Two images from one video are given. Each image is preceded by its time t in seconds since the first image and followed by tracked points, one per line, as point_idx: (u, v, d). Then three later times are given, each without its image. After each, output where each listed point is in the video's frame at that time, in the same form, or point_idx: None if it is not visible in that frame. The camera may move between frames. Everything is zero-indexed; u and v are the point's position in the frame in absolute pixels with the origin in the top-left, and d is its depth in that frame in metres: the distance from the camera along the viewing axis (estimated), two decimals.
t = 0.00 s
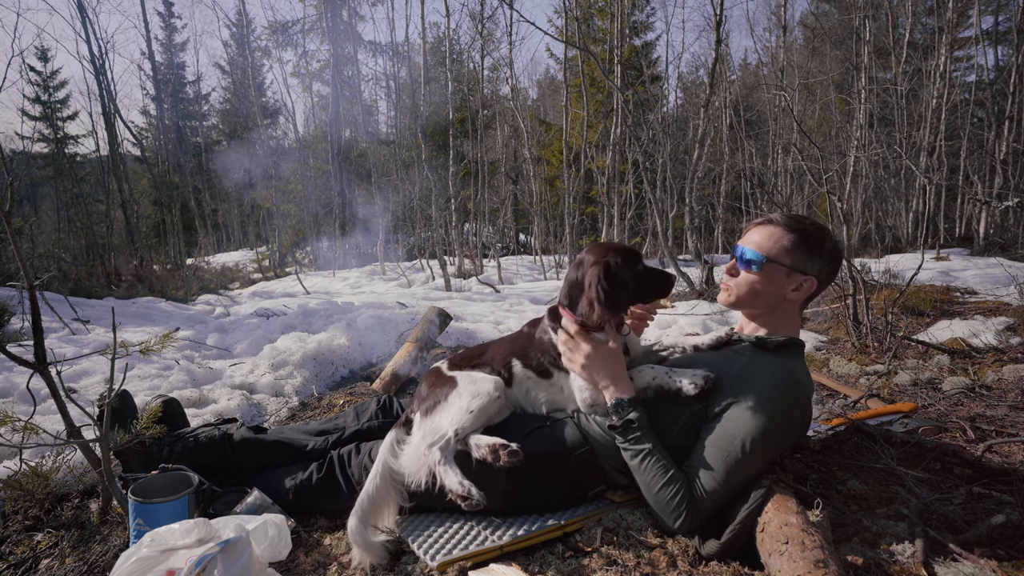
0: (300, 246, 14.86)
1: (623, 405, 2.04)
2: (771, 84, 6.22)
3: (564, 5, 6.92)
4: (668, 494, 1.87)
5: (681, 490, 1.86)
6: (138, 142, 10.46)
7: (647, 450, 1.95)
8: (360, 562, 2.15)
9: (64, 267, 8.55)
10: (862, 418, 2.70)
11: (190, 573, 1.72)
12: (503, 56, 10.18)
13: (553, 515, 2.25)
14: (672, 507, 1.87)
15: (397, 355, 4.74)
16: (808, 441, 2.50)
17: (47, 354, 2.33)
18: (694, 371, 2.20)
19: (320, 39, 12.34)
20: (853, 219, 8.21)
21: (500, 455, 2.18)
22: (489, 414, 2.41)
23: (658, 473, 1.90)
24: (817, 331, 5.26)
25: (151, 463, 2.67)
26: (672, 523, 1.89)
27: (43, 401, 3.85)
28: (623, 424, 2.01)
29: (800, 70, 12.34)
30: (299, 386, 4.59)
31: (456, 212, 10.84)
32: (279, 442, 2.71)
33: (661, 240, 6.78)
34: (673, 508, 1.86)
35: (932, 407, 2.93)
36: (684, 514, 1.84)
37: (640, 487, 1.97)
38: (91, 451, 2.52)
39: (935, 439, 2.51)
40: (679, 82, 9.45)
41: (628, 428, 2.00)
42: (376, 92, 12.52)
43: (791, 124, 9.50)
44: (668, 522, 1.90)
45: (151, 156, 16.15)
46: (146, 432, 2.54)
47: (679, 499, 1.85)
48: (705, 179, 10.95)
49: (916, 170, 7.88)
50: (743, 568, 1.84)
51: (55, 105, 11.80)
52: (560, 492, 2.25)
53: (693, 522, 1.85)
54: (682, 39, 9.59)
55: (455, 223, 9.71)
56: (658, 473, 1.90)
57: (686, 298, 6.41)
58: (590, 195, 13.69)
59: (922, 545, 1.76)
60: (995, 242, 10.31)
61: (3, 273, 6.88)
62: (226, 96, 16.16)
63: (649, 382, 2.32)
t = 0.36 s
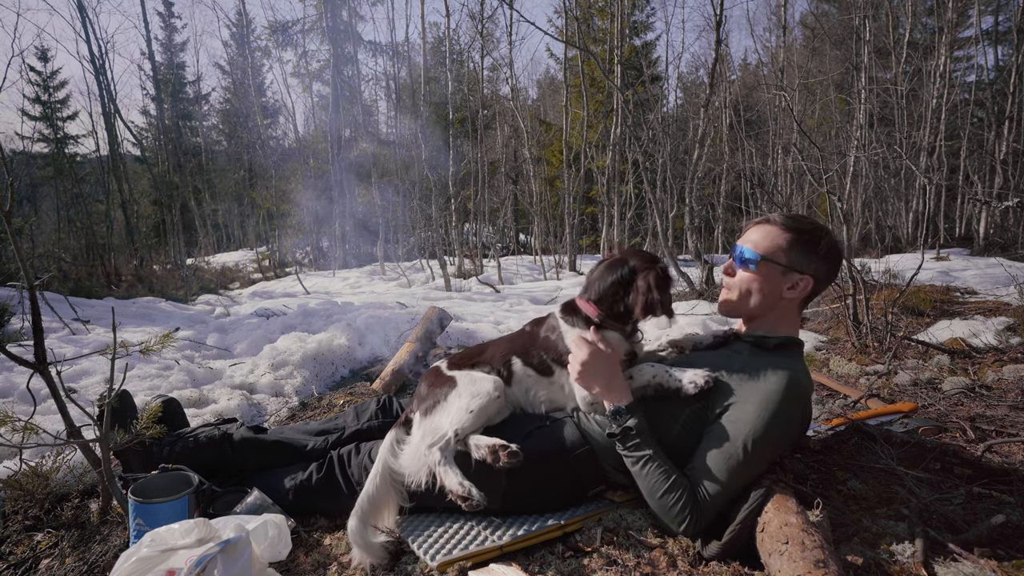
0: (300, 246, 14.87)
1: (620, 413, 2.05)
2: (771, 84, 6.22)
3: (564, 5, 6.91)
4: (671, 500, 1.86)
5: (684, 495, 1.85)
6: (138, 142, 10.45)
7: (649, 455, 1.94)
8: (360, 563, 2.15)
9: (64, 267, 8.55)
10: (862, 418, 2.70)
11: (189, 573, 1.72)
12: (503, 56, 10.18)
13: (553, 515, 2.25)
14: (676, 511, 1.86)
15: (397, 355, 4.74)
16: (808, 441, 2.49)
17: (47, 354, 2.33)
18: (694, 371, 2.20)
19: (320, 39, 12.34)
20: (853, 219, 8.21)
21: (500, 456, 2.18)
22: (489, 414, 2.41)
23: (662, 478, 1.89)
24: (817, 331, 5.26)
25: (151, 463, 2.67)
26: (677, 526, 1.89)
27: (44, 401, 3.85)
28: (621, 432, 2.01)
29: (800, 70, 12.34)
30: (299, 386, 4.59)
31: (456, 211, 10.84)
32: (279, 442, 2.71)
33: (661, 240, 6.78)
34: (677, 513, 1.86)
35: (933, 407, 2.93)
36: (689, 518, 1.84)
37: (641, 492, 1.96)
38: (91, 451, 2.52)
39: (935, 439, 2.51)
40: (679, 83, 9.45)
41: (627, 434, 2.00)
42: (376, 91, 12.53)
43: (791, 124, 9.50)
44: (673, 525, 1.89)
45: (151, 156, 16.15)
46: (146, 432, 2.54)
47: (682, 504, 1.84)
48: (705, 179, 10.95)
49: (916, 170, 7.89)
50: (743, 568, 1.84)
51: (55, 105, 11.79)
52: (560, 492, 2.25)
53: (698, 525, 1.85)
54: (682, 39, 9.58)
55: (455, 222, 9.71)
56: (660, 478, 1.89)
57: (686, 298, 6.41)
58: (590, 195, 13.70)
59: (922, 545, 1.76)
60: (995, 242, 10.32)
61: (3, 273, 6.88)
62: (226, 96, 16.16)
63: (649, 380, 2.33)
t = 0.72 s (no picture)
0: (301, 246, 14.90)
1: (614, 397, 2.03)
2: (771, 84, 6.21)
3: (564, 5, 6.91)
4: (655, 485, 1.86)
5: (670, 481, 1.84)
6: (138, 142, 10.45)
7: (639, 439, 1.93)
8: (361, 562, 2.15)
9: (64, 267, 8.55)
10: (862, 418, 2.70)
11: (190, 572, 1.72)
12: (503, 56, 10.18)
13: (553, 514, 2.24)
14: (659, 497, 1.86)
15: (397, 355, 4.74)
16: (807, 441, 2.50)
17: (47, 354, 2.33)
18: (693, 370, 2.20)
19: (320, 39, 12.34)
20: (853, 219, 8.21)
21: (501, 453, 2.18)
22: (490, 412, 2.41)
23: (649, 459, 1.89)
24: (817, 331, 5.26)
25: (151, 463, 2.67)
26: (658, 511, 1.89)
27: (43, 401, 3.85)
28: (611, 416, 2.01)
29: (800, 70, 12.34)
30: (299, 386, 4.59)
31: (456, 212, 10.85)
32: (279, 441, 2.72)
33: (661, 240, 6.77)
34: (659, 498, 1.86)
35: (932, 407, 2.93)
36: (671, 503, 1.84)
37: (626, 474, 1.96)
38: (91, 451, 2.52)
39: (935, 439, 2.51)
40: (679, 83, 9.45)
41: (621, 416, 2.00)
42: (376, 91, 12.53)
43: (791, 124, 9.50)
44: (654, 511, 1.90)
45: (151, 156, 16.15)
46: (146, 432, 2.54)
47: (667, 488, 1.84)
48: (705, 179, 10.96)
49: (916, 170, 7.89)
50: (743, 568, 1.84)
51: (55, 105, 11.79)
52: (560, 491, 2.25)
53: (679, 510, 1.85)
54: (682, 39, 9.57)
55: (455, 222, 9.71)
56: (647, 460, 1.88)
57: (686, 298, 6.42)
58: (590, 195, 13.70)
59: (922, 545, 1.76)
60: (995, 242, 10.31)
61: (4, 273, 6.88)
62: (226, 96, 16.15)
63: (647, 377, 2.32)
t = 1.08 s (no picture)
0: (301, 246, 14.89)
1: (588, 317, 2.01)
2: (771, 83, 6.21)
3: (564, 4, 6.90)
4: (611, 419, 1.91)
5: (628, 421, 1.89)
6: (138, 142, 10.44)
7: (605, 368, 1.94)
8: (361, 564, 2.17)
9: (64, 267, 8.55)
10: (862, 418, 2.70)
11: (190, 573, 1.72)
12: (503, 56, 10.17)
13: (553, 514, 2.24)
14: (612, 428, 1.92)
15: (397, 356, 4.75)
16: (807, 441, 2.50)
17: (48, 354, 2.33)
18: (690, 368, 2.19)
19: (320, 39, 12.34)
20: (853, 218, 8.21)
21: (499, 459, 2.17)
22: (485, 418, 2.39)
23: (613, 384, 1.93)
24: (817, 330, 5.26)
25: (151, 463, 2.67)
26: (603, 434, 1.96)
27: (43, 402, 3.85)
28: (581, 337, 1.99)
29: (800, 70, 12.34)
30: (299, 386, 4.59)
31: (456, 212, 10.85)
32: (279, 442, 2.71)
33: (661, 240, 6.77)
34: (611, 429, 1.92)
35: (932, 407, 2.93)
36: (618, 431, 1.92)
37: (584, 390, 2.00)
38: (91, 451, 2.52)
39: (935, 439, 2.51)
40: (678, 83, 9.46)
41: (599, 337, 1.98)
42: (376, 91, 12.54)
43: (791, 125, 9.49)
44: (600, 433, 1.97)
45: (150, 156, 16.15)
46: (146, 432, 2.54)
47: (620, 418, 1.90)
48: (705, 179, 10.95)
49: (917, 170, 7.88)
50: (744, 567, 1.84)
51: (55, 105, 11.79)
52: (560, 492, 2.25)
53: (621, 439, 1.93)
54: (682, 39, 9.59)
55: (455, 222, 9.71)
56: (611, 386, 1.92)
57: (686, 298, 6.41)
58: (590, 195, 13.71)
59: (922, 545, 1.76)
60: (995, 242, 10.31)
61: (4, 272, 6.88)
62: (226, 96, 16.14)
63: (648, 379, 2.31)
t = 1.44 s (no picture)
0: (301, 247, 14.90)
1: (572, 316, 2.04)
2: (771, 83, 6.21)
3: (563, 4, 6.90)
4: (604, 412, 1.94)
5: (620, 415, 1.92)
6: (138, 142, 10.44)
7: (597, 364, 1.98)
8: (361, 563, 2.16)
9: (64, 267, 8.54)
10: (862, 418, 2.70)
11: (189, 573, 1.72)
12: (503, 56, 10.17)
13: (553, 514, 2.25)
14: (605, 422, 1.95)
15: (396, 356, 4.75)
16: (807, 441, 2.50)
17: (47, 354, 2.33)
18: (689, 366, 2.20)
19: (320, 39, 12.34)
20: (853, 218, 8.20)
21: (499, 458, 2.17)
22: (485, 417, 2.41)
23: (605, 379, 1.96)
24: (817, 331, 5.26)
25: (151, 463, 2.68)
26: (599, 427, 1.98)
27: (43, 402, 3.85)
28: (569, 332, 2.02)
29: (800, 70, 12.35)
30: (299, 386, 4.59)
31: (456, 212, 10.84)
32: (280, 441, 2.71)
33: (661, 240, 6.77)
34: (605, 423, 1.95)
35: (932, 407, 2.93)
36: (613, 424, 1.94)
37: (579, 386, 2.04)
38: (91, 451, 2.52)
39: (935, 439, 2.51)
40: (678, 83, 9.46)
41: (585, 335, 2.01)
42: (376, 91, 12.54)
43: (791, 124, 9.48)
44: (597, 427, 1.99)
45: (150, 156, 16.15)
46: (146, 432, 2.54)
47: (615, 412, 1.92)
48: (706, 179, 10.96)
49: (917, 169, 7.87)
50: (744, 568, 1.84)
51: (55, 105, 11.78)
52: (561, 492, 2.25)
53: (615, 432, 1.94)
54: (682, 39, 9.57)
55: (455, 222, 9.72)
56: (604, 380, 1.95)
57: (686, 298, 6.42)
58: (590, 195, 13.71)
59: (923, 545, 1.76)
60: (995, 242, 10.30)
61: (4, 273, 6.88)
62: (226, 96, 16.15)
63: (645, 378, 2.37)
